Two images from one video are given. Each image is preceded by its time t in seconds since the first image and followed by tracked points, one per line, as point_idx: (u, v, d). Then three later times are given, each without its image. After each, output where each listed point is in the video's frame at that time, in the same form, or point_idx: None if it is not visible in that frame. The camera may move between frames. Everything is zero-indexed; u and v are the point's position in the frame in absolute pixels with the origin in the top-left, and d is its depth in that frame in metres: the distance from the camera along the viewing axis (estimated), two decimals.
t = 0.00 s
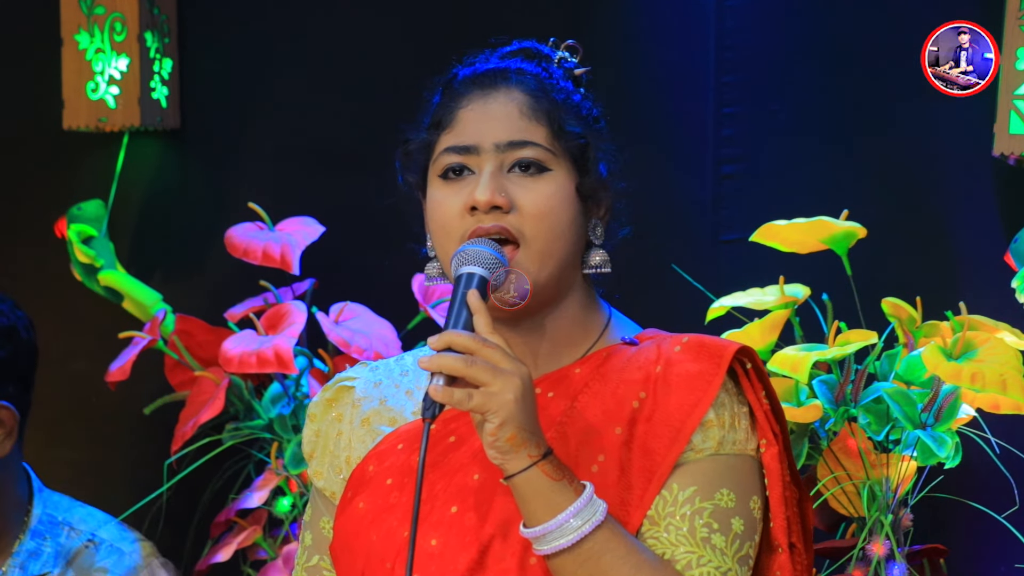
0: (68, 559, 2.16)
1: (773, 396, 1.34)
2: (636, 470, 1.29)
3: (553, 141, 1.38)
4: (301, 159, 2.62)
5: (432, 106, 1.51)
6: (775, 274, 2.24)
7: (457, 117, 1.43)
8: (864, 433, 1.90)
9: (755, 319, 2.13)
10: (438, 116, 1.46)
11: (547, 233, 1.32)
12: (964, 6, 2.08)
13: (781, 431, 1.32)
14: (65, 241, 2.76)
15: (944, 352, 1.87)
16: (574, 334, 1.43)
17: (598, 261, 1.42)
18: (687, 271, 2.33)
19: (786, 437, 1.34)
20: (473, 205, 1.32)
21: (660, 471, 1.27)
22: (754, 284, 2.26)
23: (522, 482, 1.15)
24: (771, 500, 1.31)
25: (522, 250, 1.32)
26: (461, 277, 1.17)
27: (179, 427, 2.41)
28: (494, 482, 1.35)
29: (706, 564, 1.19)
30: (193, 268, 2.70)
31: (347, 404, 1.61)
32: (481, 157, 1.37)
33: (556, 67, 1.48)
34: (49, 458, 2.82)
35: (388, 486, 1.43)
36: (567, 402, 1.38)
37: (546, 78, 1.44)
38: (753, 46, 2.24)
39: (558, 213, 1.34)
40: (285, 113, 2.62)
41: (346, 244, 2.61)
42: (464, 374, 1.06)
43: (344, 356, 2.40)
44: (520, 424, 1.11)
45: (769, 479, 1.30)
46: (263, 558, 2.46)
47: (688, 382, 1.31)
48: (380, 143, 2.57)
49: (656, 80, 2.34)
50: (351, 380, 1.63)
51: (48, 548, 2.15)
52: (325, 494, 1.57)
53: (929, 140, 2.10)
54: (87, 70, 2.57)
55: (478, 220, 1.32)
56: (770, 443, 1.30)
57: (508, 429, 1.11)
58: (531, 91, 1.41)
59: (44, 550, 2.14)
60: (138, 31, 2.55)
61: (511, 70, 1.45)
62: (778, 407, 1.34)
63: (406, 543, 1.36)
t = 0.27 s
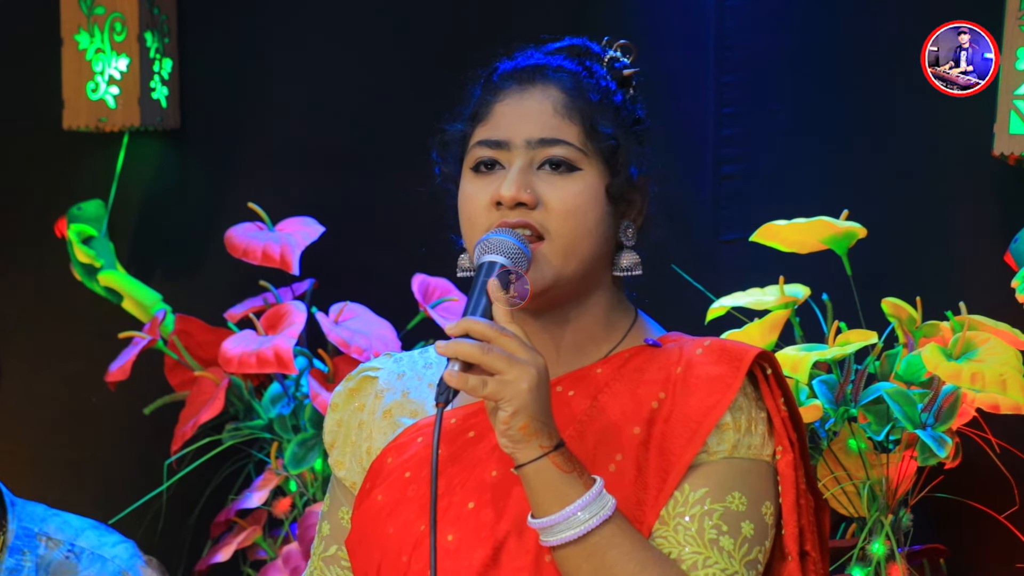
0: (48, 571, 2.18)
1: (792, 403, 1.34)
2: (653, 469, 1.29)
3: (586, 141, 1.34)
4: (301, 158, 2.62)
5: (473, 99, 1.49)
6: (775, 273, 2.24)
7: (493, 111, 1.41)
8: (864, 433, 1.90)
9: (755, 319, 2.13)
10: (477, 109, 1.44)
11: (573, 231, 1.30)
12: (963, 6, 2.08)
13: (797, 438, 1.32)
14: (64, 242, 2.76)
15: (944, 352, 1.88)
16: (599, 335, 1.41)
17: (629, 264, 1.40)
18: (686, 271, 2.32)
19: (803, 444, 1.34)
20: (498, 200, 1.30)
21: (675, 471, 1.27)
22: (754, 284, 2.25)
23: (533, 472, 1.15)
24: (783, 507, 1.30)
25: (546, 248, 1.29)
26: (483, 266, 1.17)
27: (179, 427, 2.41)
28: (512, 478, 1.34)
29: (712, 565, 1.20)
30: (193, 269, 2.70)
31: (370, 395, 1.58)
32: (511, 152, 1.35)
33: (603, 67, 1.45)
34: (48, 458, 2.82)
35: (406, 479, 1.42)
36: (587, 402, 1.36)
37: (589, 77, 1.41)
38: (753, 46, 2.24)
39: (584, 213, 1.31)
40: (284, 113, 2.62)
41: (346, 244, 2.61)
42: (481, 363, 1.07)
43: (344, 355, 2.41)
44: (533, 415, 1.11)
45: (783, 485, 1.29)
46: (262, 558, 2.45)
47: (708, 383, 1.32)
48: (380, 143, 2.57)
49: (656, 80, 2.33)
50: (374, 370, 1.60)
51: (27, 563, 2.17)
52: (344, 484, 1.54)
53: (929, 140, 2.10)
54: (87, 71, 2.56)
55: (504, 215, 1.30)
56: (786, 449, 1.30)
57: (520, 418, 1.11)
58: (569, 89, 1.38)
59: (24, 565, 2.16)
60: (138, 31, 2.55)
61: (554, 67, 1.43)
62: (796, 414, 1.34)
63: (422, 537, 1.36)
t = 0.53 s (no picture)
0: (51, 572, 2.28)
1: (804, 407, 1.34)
2: (665, 471, 1.29)
3: (602, 147, 1.34)
4: (301, 158, 2.62)
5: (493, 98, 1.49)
6: (775, 274, 2.24)
7: (510, 113, 1.41)
8: (864, 433, 1.90)
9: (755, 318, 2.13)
10: (496, 110, 1.44)
11: (587, 237, 1.30)
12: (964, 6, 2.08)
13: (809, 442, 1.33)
14: (64, 242, 2.76)
15: (944, 352, 1.90)
16: (615, 336, 1.41)
17: (645, 266, 1.39)
18: (686, 271, 2.33)
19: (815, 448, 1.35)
20: (512, 205, 1.30)
21: (686, 473, 1.27)
22: (754, 284, 2.26)
23: (541, 470, 1.16)
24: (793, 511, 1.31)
25: (560, 253, 1.30)
26: (495, 263, 1.19)
27: (179, 427, 2.41)
28: (524, 478, 1.34)
29: (721, 567, 1.21)
30: (193, 268, 2.70)
31: (382, 391, 1.59)
32: (526, 157, 1.35)
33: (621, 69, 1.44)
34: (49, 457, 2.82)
35: (418, 477, 1.42)
36: (599, 402, 1.36)
37: (607, 81, 1.40)
38: (753, 46, 2.24)
39: (598, 218, 1.31)
40: (284, 113, 2.62)
41: (346, 244, 2.61)
42: (490, 360, 1.09)
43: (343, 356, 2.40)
44: (542, 413, 1.13)
45: (794, 488, 1.31)
46: (263, 557, 2.45)
47: (722, 385, 1.32)
48: (379, 143, 2.57)
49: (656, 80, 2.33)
50: (387, 367, 1.61)
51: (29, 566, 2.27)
52: (356, 481, 1.56)
53: (929, 140, 2.10)
54: (87, 71, 2.57)
55: (518, 219, 1.30)
56: (798, 453, 1.31)
57: (529, 416, 1.13)
58: (587, 94, 1.38)
59: (27, 566, 2.27)
60: (138, 31, 2.55)
61: (573, 69, 1.42)
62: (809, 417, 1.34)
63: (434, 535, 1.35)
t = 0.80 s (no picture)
0: (60, 568, 2.24)
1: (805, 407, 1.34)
2: (665, 470, 1.29)
3: (599, 144, 1.34)
4: (301, 158, 2.62)
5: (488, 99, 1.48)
6: (775, 274, 2.24)
7: (506, 113, 1.40)
8: (863, 432, 1.90)
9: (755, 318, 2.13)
10: (491, 110, 1.44)
11: (587, 234, 1.30)
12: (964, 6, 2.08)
13: (809, 442, 1.33)
14: (64, 242, 2.76)
15: (944, 352, 1.89)
16: (614, 333, 1.41)
17: (644, 263, 1.39)
18: (686, 271, 2.33)
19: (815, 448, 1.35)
20: (512, 204, 1.30)
21: (688, 472, 1.27)
22: (754, 284, 2.26)
23: (544, 469, 1.16)
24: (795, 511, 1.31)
25: (560, 251, 1.30)
26: (496, 263, 1.19)
27: (179, 427, 2.41)
28: (524, 476, 1.35)
29: (723, 567, 1.21)
30: (193, 268, 2.70)
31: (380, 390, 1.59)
32: (524, 156, 1.35)
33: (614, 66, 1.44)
34: (49, 457, 2.82)
35: (416, 475, 1.42)
36: (599, 401, 1.37)
37: (601, 78, 1.40)
38: (753, 46, 2.24)
39: (598, 216, 1.31)
40: (284, 113, 2.62)
41: (346, 244, 2.61)
42: (494, 358, 1.09)
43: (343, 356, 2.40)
44: (545, 412, 1.13)
45: (795, 489, 1.31)
46: (263, 557, 2.45)
47: (723, 385, 1.32)
48: (379, 143, 2.57)
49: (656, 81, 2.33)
50: (386, 365, 1.61)
51: (39, 560, 2.22)
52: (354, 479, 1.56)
53: (929, 140, 2.10)
54: (87, 71, 2.56)
55: (517, 218, 1.30)
56: (798, 453, 1.31)
57: (533, 415, 1.13)
58: (582, 91, 1.38)
59: (36, 561, 2.22)
60: (138, 31, 2.55)
61: (566, 68, 1.42)
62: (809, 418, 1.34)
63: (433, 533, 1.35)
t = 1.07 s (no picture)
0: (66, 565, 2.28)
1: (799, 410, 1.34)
2: (661, 470, 1.30)
3: (586, 147, 1.34)
4: (300, 158, 2.62)
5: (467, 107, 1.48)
6: (775, 274, 2.24)
7: (488, 122, 1.40)
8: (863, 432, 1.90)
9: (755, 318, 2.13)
10: (471, 119, 1.43)
11: (580, 241, 1.30)
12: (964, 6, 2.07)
13: (805, 445, 1.33)
14: (64, 241, 2.76)
15: (944, 352, 1.88)
16: (611, 331, 1.42)
17: (636, 257, 1.40)
18: (686, 271, 2.33)
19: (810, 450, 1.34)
20: (503, 216, 1.30)
21: (683, 473, 1.28)
22: (754, 284, 2.26)
23: (548, 476, 1.17)
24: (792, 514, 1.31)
25: (555, 259, 1.30)
26: (497, 274, 1.18)
27: (179, 427, 2.41)
28: (518, 474, 1.35)
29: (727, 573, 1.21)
30: (194, 269, 2.70)
31: (370, 387, 1.60)
32: (512, 166, 1.35)
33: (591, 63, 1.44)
34: (49, 457, 2.82)
35: (409, 472, 1.42)
36: (594, 401, 1.37)
37: (579, 79, 1.40)
38: (753, 46, 2.24)
39: (589, 221, 1.31)
40: (284, 113, 2.62)
41: (346, 244, 2.61)
42: (496, 365, 1.09)
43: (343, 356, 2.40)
44: (549, 419, 1.13)
45: (791, 491, 1.30)
46: (263, 557, 2.45)
47: (718, 387, 1.32)
48: (379, 143, 2.57)
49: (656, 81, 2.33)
50: (375, 362, 1.62)
51: (45, 556, 2.27)
52: (341, 475, 1.56)
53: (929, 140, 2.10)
54: (87, 71, 2.56)
55: (509, 229, 1.30)
56: (793, 456, 1.31)
57: (537, 422, 1.13)
58: (562, 95, 1.37)
59: (42, 556, 2.27)
60: (138, 31, 2.55)
61: (545, 71, 1.41)
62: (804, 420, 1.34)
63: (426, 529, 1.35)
